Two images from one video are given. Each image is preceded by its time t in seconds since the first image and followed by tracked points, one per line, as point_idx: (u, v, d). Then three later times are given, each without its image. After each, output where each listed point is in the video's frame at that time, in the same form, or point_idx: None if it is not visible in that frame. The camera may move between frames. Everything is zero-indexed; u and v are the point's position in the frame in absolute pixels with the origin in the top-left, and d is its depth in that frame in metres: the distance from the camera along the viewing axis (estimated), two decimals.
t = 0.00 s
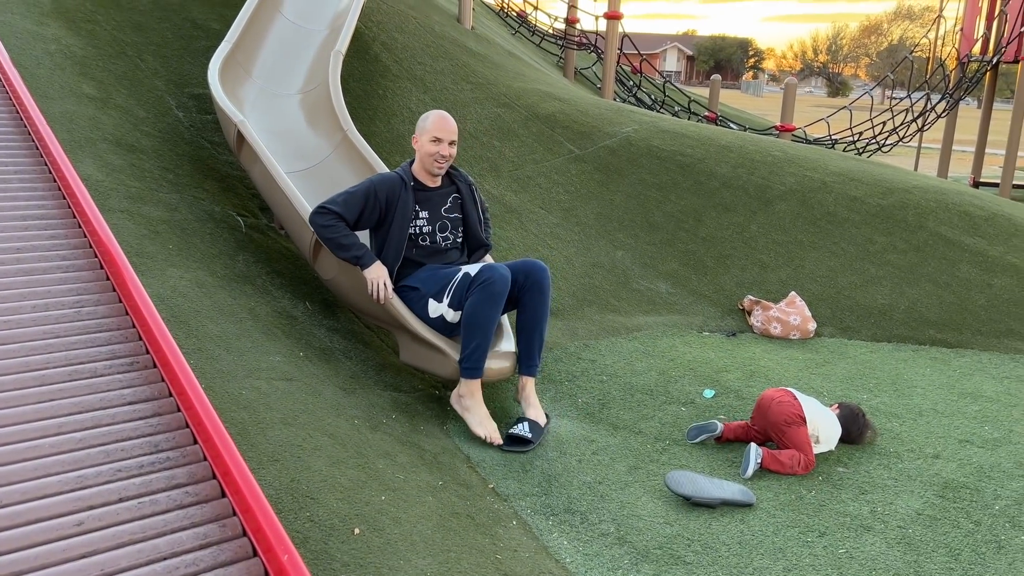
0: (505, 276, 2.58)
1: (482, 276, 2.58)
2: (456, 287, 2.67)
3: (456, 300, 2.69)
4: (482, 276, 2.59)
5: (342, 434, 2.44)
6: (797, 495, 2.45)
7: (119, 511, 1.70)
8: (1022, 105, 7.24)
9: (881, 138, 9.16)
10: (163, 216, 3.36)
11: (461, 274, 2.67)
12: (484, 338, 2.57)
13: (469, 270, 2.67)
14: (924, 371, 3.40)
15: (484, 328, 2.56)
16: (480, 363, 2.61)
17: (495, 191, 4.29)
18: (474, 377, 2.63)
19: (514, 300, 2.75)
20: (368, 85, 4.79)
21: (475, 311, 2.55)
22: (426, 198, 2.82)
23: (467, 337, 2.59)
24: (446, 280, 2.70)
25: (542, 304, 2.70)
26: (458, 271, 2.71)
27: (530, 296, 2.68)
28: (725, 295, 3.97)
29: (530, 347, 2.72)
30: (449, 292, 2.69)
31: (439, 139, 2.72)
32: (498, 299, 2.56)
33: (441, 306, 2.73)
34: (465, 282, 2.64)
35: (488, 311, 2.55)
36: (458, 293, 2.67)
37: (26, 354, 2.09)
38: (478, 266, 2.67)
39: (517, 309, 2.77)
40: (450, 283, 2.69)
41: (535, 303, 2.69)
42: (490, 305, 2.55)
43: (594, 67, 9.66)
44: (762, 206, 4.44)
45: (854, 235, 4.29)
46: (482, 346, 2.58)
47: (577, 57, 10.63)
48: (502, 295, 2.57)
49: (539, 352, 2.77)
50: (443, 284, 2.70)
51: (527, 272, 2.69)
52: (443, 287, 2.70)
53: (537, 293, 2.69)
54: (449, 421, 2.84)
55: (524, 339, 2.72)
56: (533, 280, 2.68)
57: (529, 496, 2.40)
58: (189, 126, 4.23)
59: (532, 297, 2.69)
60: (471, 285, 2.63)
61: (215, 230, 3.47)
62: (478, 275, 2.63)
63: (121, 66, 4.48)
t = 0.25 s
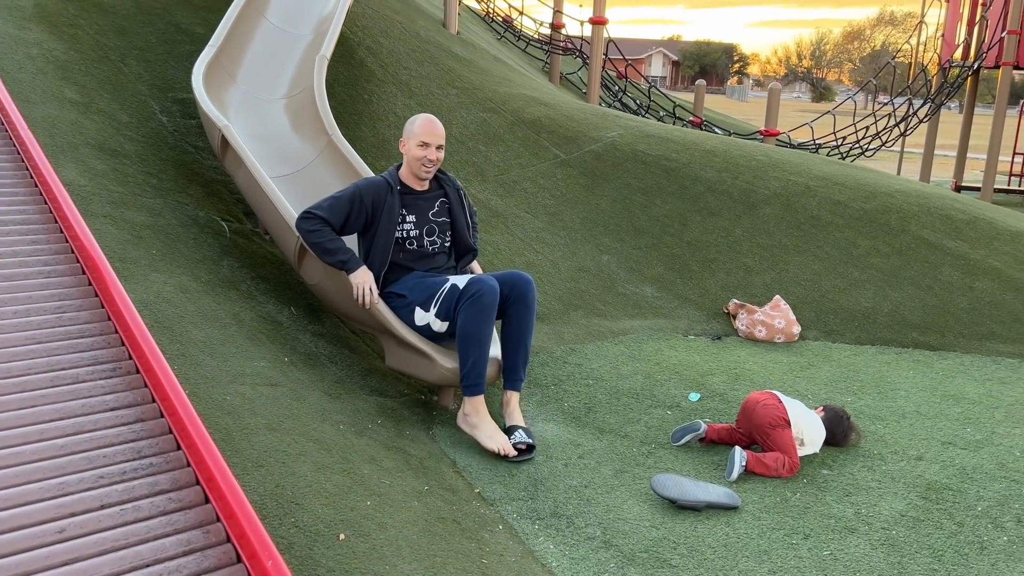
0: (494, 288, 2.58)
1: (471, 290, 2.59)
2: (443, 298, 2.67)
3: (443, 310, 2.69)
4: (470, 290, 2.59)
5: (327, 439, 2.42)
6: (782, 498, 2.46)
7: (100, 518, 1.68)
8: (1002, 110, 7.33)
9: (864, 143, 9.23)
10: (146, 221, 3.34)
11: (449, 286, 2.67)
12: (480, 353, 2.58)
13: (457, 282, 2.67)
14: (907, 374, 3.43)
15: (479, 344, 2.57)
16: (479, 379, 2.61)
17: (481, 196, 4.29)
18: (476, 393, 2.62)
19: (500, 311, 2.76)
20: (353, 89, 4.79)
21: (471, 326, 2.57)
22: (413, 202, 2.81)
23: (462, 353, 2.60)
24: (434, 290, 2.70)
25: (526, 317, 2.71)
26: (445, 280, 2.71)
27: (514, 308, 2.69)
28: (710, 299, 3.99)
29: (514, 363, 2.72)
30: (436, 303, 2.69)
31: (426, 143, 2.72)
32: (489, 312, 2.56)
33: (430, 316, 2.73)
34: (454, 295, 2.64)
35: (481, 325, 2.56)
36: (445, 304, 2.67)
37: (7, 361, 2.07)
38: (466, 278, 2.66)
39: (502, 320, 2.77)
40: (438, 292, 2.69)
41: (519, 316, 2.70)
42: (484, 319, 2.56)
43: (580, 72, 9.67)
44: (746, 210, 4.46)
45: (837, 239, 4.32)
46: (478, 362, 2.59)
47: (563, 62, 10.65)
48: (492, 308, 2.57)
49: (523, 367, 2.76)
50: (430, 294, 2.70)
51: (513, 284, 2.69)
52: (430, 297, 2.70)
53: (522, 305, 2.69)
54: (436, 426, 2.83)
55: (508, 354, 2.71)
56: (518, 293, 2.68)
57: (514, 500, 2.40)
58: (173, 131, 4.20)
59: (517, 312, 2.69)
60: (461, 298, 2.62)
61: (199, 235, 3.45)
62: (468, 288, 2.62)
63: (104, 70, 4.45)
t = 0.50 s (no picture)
0: (480, 299, 2.59)
1: (458, 300, 2.59)
2: (427, 307, 2.67)
3: (426, 319, 2.69)
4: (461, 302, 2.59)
5: (306, 446, 2.41)
6: (761, 500, 2.48)
7: (74, 528, 1.67)
8: (974, 114, 7.45)
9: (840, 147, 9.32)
10: (122, 227, 3.30)
11: (434, 295, 2.66)
12: (466, 363, 2.58)
13: (442, 292, 2.66)
14: (883, 375, 3.46)
15: (465, 355, 2.57)
16: (465, 388, 2.61)
17: (460, 200, 4.28)
18: (461, 403, 2.62)
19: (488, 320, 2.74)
20: (332, 95, 4.77)
21: (457, 337, 2.57)
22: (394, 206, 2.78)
23: (449, 365, 2.59)
24: (417, 298, 2.70)
25: (515, 327, 2.69)
26: (429, 289, 2.70)
27: (502, 318, 2.67)
28: (689, 302, 4.01)
29: (503, 372, 2.70)
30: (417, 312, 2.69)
31: (414, 151, 2.68)
32: (475, 323, 2.57)
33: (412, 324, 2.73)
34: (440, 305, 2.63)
35: (466, 336, 2.57)
36: (429, 312, 2.67)
37: None
38: (452, 288, 2.66)
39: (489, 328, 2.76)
40: (421, 301, 2.69)
41: (507, 326, 2.68)
42: (470, 330, 2.57)
43: (558, 77, 9.69)
44: (724, 214, 4.50)
45: (814, 241, 4.36)
46: (463, 372, 2.58)
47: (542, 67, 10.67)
48: (478, 319, 2.58)
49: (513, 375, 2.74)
50: (413, 302, 2.70)
51: (503, 296, 2.67)
52: (413, 305, 2.70)
53: (511, 315, 2.68)
54: (416, 432, 2.82)
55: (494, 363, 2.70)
56: (506, 305, 2.66)
57: (495, 505, 2.39)
58: (149, 136, 4.17)
59: (501, 323, 2.69)
60: (446, 308, 2.63)
61: (176, 241, 3.42)
62: (454, 298, 2.63)
63: (79, 76, 4.40)
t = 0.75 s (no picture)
0: (456, 304, 2.57)
1: (434, 307, 2.57)
2: (401, 313, 2.64)
3: (400, 325, 2.67)
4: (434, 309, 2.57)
5: (273, 452, 2.37)
6: (730, 498, 2.48)
7: (31, 540, 1.63)
8: (935, 114, 7.60)
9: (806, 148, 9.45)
10: (82, 233, 3.23)
11: (408, 301, 2.63)
12: (447, 371, 2.56)
13: (416, 298, 2.63)
14: (849, 372, 3.51)
15: (446, 361, 2.56)
16: (449, 396, 2.59)
17: (429, 203, 4.26)
18: (445, 410, 2.60)
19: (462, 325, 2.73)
20: (297, 98, 4.72)
21: (437, 344, 2.55)
22: (373, 209, 2.73)
23: (430, 372, 2.57)
24: (390, 304, 2.67)
25: (490, 329, 2.69)
26: (403, 294, 2.67)
27: (478, 323, 2.66)
28: (658, 303, 4.03)
29: (483, 373, 2.67)
30: (391, 318, 2.67)
31: (393, 158, 2.62)
32: (453, 328, 2.56)
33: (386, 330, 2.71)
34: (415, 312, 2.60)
35: (446, 342, 2.55)
36: (403, 319, 2.65)
37: None
38: (426, 294, 2.64)
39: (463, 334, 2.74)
40: (394, 307, 2.66)
41: (484, 331, 2.67)
42: (448, 336, 2.55)
43: (526, 79, 9.70)
44: (692, 215, 4.53)
45: (780, 241, 4.41)
46: (445, 379, 2.57)
47: (510, 70, 10.67)
48: (457, 324, 2.57)
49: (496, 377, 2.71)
50: (386, 308, 2.67)
51: (475, 299, 2.67)
52: (386, 311, 2.67)
53: (485, 319, 2.67)
54: (386, 436, 2.80)
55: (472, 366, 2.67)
56: (479, 307, 2.66)
57: (465, 508, 2.38)
58: (110, 140, 4.08)
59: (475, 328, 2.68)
60: (422, 315, 2.60)
61: (139, 247, 3.36)
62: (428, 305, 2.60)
63: (36, 79, 4.30)
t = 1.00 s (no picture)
0: (420, 312, 2.52)
1: (399, 317, 2.51)
2: (362, 323, 2.57)
3: (360, 334, 2.60)
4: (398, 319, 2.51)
5: (224, 467, 2.31)
6: (690, 499, 2.45)
7: None
8: (881, 113, 7.78)
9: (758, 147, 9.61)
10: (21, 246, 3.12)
11: (369, 310, 2.56)
12: (424, 381, 2.50)
13: (377, 306, 2.56)
14: (803, 368, 3.56)
15: (421, 371, 2.50)
16: (433, 404, 2.51)
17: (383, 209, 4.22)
18: (432, 419, 2.52)
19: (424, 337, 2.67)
20: (247, 105, 4.65)
21: (409, 354, 2.50)
22: (347, 217, 2.62)
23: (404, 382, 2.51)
24: (350, 313, 2.59)
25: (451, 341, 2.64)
26: (361, 302, 2.60)
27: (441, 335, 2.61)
28: (614, 304, 4.05)
29: (447, 393, 2.61)
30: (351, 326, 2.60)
31: (372, 162, 2.53)
32: (421, 337, 2.51)
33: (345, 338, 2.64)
34: (378, 323, 2.54)
35: (417, 351, 2.50)
36: (364, 328, 2.58)
37: None
38: (387, 302, 2.57)
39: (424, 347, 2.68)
40: (354, 316, 2.59)
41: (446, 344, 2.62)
42: (418, 345, 2.50)
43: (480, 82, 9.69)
44: (646, 215, 4.56)
45: (734, 240, 4.46)
46: (423, 389, 2.50)
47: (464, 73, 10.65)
48: (422, 333, 2.52)
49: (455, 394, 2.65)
50: (346, 317, 2.60)
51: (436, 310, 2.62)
52: (345, 320, 2.60)
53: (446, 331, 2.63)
54: (340, 446, 2.74)
55: (436, 380, 2.61)
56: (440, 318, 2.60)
57: (422, 517, 2.35)
58: (51, 149, 3.96)
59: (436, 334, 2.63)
60: (387, 325, 2.54)
61: (82, 260, 3.26)
62: (392, 314, 2.54)
63: None
